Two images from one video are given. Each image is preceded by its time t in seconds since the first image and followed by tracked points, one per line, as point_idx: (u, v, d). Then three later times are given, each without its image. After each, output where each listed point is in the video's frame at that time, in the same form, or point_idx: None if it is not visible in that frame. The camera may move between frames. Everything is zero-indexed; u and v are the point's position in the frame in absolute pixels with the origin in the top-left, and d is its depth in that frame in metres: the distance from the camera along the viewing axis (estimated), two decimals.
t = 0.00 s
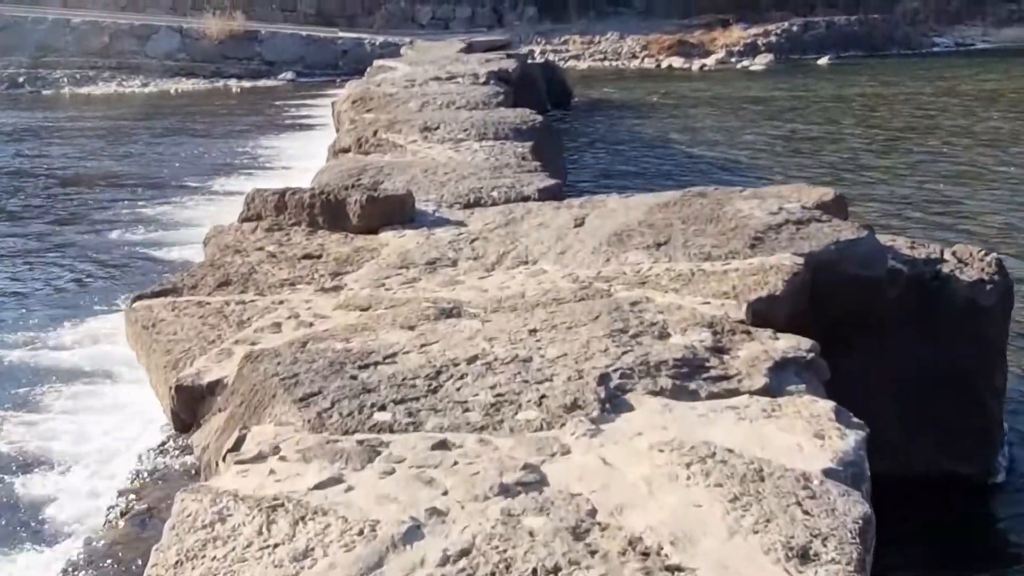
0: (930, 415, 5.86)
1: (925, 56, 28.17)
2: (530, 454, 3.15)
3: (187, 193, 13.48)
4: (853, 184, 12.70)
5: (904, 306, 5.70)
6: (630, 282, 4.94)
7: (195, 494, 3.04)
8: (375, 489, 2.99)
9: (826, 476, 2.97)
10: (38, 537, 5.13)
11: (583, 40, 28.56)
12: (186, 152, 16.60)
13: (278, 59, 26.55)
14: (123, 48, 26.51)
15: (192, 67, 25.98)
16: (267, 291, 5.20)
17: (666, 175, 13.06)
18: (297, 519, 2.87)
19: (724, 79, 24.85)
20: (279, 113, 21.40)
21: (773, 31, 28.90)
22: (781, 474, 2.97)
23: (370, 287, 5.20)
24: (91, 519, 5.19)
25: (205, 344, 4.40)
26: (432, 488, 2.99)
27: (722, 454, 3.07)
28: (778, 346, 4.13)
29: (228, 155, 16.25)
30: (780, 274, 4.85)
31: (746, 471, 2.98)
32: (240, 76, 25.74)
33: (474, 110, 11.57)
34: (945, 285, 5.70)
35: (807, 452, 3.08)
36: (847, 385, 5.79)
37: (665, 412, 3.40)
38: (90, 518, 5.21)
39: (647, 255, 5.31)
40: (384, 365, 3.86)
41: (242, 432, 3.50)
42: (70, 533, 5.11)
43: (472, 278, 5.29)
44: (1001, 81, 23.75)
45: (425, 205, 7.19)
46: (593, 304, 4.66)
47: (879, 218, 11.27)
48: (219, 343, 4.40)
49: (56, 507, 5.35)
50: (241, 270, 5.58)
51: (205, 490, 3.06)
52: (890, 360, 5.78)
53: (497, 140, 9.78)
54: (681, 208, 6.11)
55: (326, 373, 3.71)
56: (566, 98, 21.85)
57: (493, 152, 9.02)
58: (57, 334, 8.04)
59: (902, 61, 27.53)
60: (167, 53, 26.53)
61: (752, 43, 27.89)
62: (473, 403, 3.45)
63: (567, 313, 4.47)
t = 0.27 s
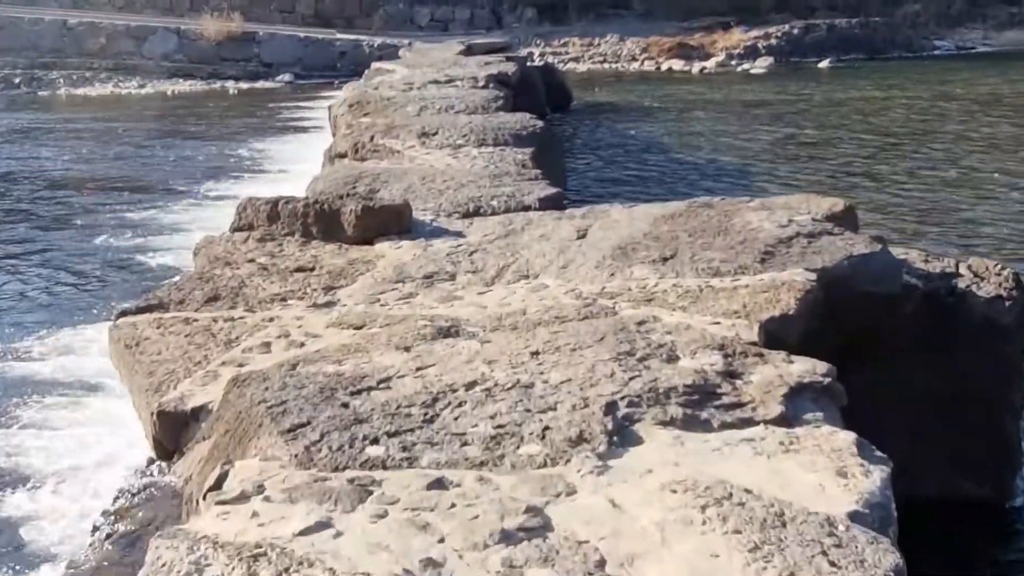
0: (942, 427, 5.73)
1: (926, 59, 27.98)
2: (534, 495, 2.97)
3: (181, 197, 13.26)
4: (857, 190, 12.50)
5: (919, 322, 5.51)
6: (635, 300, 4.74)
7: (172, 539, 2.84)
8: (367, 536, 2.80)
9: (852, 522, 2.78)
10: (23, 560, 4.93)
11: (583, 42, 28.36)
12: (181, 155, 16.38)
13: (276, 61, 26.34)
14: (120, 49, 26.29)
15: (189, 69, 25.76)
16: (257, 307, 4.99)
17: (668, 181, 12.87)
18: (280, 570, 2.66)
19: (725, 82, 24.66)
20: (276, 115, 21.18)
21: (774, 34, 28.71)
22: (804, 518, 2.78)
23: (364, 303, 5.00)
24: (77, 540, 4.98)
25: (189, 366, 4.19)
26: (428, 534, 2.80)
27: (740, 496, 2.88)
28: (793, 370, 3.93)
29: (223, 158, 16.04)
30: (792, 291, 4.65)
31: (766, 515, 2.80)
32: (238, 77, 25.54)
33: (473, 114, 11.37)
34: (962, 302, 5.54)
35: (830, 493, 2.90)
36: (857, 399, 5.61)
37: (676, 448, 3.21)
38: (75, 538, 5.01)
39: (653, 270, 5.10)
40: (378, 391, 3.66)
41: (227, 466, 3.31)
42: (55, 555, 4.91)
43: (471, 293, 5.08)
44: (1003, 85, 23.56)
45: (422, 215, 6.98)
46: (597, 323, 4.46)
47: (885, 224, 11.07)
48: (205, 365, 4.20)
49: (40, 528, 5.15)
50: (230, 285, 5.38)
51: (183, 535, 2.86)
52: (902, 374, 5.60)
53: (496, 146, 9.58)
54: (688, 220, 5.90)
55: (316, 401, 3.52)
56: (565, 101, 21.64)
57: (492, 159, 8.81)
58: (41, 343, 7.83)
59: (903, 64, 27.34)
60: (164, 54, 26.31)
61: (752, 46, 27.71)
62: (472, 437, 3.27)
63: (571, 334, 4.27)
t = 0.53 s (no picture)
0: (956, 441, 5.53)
1: (928, 61, 27.78)
2: (534, 536, 2.78)
3: (175, 201, 13.06)
4: (862, 194, 12.30)
5: (933, 334, 5.32)
6: (640, 314, 4.53)
7: None
8: None
9: (877, 566, 2.60)
10: None
11: (582, 45, 28.16)
12: (176, 158, 16.18)
13: (274, 63, 26.14)
14: (118, 52, 26.10)
15: (188, 71, 25.57)
16: (244, 322, 4.78)
17: (670, 185, 12.67)
18: None
19: (725, 84, 24.46)
20: (274, 117, 20.98)
21: (775, 36, 28.52)
22: (825, 562, 2.59)
23: (357, 318, 4.80)
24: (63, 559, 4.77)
25: (171, 387, 3.98)
26: None
27: (756, 536, 2.69)
28: (808, 392, 3.72)
29: (218, 162, 15.83)
30: (803, 305, 4.44)
31: (784, 559, 2.60)
32: (236, 79, 25.35)
33: (472, 118, 11.17)
34: (979, 315, 5.45)
35: (852, 534, 2.70)
36: (869, 413, 5.38)
37: (685, 482, 3.01)
38: (61, 558, 4.80)
39: (657, 282, 4.89)
40: (368, 416, 3.46)
41: (205, 500, 3.11)
42: None
43: (468, 307, 4.87)
44: (1006, 87, 23.37)
45: (419, 223, 6.78)
46: (600, 340, 4.25)
47: (891, 230, 10.86)
48: (188, 385, 3.99)
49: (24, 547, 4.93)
50: (218, 298, 5.17)
51: None
52: (916, 387, 5.38)
53: (495, 150, 9.37)
54: (693, 229, 5.70)
55: (302, 427, 3.32)
56: (565, 103, 21.45)
57: (491, 164, 8.61)
58: (23, 352, 7.63)
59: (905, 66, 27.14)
60: (162, 57, 26.10)
61: (752, 48, 27.52)
62: (468, 469, 3.08)
63: (573, 352, 4.06)
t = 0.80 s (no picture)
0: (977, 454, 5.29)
1: (935, 65, 27.54)
2: None
3: (174, 209, 12.86)
4: (871, 200, 12.07)
5: (956, 349, 5.09)
6: (649, 333, 4.32)
7: None
8: None
9: None
10: None
11: (586, 49, 27.95)
12: (176, 165, 15.98)
13: (277, 69, 25.95)
14: (121, 58, 25.93)
15: (190, 78, 25.39)
16: (233, 341, 4.56)
17: (676, 192, 12.46)
18: None
19: (730, 88, 24.23)
20: (277, 123, 20.79)
21: (780, 40, 28.30)
22: None
23: (351, 337, 4.57)
24: None
25: (153, 413, 3.77)
26: None
27: None
28: (829, 418, 3.48)
29: (218, 169, 15.63)
30: (821, 323, 4.22)
31: None
32: (239, 86, 25.17)
33: (474, 125, 10.95)
34: (1004, 332, 5.24)
35: None
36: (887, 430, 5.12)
37: (699, 526, 2.83)
38: None
39: (666, 298, 4.67)
40: (360, 448, 3.25)
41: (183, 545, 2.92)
42: None
43: (468, 325, 4.66)
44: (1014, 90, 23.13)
45: (419, 234, 6.56)
46: (607, 361, 4.02)
47: (901, 236, 10.64)
48: (171, 411, 3.77)
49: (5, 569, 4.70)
50: (207, 315, 4.95)
51: None
52: (935, 401, 5.14)
53: (498, 158, 9.15)
54: (704, 241, 5.47)
55: (288, 462, 3.12)
56: (569, 108, 21.24)
57: (493, 172, 8.40)
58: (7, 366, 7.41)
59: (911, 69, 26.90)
60: (164, 63, 25.90)
61: (757, 52, 27.31)
62: (466, 512, 2.89)
63: (579, 374, 3.83)
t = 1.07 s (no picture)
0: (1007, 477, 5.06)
1: (941, 67, 27.28)
2: None
3: (173, 213, 12.66)
4: (881, 205, 11.85)
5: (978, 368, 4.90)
6: (660, 354, 4.11)
7: None
8: None
9: None
10: None
11: (591, 51, 27.73)
12: (176, 168, 15.79)
13: (280, 70, 25.74)
14: (124, 59, 25.73)
15: (193, 79, 25.19)
16: (223, 359, 4.36)
17: (682, 198, 12.25)
18: None
19: (735, 91, 24.02)
20: (279, 125, 20.59)
21: (785, 42, 28.07)
22: None
23: (347, 355, 4.37)
24: None
25: (135, 438, 3.56)
26: None
27: None
28: (852, 448, 3.27)
29: (218, 171, 15.44)
30: (841, 343, 4.02)
31: None
32: (242, 87, 24.97)
33: (477, 129, 10.75)
34: None
35: None
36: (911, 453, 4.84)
37: None
38: None
39: (677, 314, 4.46)
40: (353, 481, 3.05)
41: None
42: None
43: (469, 343, 4.45)
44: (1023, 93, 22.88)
45: (420, 244, 6.36)
46: (617, 384, 3.81)
47: (911, 242, 10.42)
48: (154, 437, 3.57)
49: None
50: (198, 332, 4.76)
51: None
52: (960, 421, 4.91)
53: (502, 164, 8.95)
54: (715, 253, 5.26)
55: (275, 498, 2.93)
56: (574, 110, 21.03)
57: (496, 179, 8.19)
58: None
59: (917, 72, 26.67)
60: (167, 64, 25.70)
61: (762, 54, 27.09)
62: (463, 557, 2.70)
63: (586, 398, 3.62)
